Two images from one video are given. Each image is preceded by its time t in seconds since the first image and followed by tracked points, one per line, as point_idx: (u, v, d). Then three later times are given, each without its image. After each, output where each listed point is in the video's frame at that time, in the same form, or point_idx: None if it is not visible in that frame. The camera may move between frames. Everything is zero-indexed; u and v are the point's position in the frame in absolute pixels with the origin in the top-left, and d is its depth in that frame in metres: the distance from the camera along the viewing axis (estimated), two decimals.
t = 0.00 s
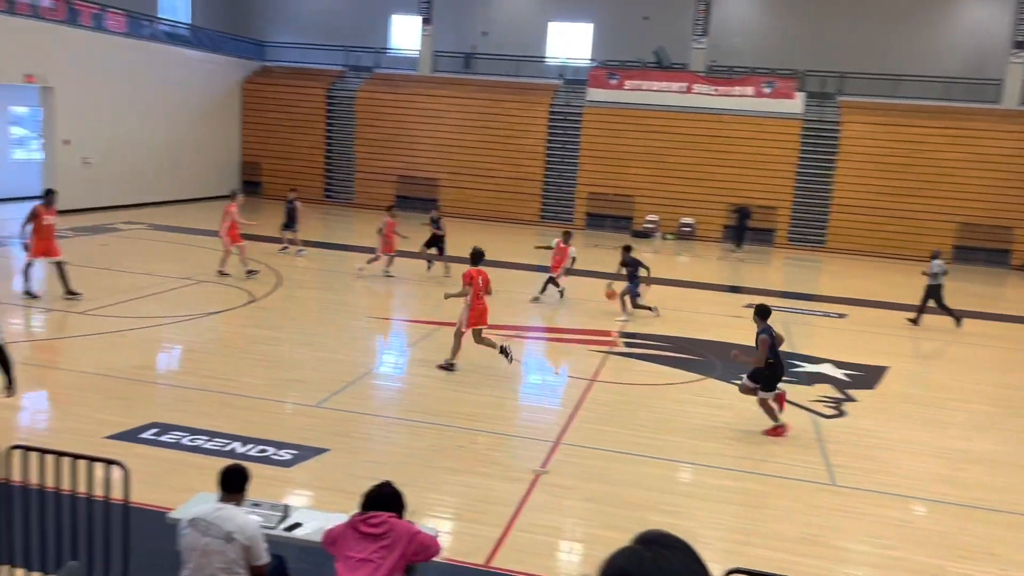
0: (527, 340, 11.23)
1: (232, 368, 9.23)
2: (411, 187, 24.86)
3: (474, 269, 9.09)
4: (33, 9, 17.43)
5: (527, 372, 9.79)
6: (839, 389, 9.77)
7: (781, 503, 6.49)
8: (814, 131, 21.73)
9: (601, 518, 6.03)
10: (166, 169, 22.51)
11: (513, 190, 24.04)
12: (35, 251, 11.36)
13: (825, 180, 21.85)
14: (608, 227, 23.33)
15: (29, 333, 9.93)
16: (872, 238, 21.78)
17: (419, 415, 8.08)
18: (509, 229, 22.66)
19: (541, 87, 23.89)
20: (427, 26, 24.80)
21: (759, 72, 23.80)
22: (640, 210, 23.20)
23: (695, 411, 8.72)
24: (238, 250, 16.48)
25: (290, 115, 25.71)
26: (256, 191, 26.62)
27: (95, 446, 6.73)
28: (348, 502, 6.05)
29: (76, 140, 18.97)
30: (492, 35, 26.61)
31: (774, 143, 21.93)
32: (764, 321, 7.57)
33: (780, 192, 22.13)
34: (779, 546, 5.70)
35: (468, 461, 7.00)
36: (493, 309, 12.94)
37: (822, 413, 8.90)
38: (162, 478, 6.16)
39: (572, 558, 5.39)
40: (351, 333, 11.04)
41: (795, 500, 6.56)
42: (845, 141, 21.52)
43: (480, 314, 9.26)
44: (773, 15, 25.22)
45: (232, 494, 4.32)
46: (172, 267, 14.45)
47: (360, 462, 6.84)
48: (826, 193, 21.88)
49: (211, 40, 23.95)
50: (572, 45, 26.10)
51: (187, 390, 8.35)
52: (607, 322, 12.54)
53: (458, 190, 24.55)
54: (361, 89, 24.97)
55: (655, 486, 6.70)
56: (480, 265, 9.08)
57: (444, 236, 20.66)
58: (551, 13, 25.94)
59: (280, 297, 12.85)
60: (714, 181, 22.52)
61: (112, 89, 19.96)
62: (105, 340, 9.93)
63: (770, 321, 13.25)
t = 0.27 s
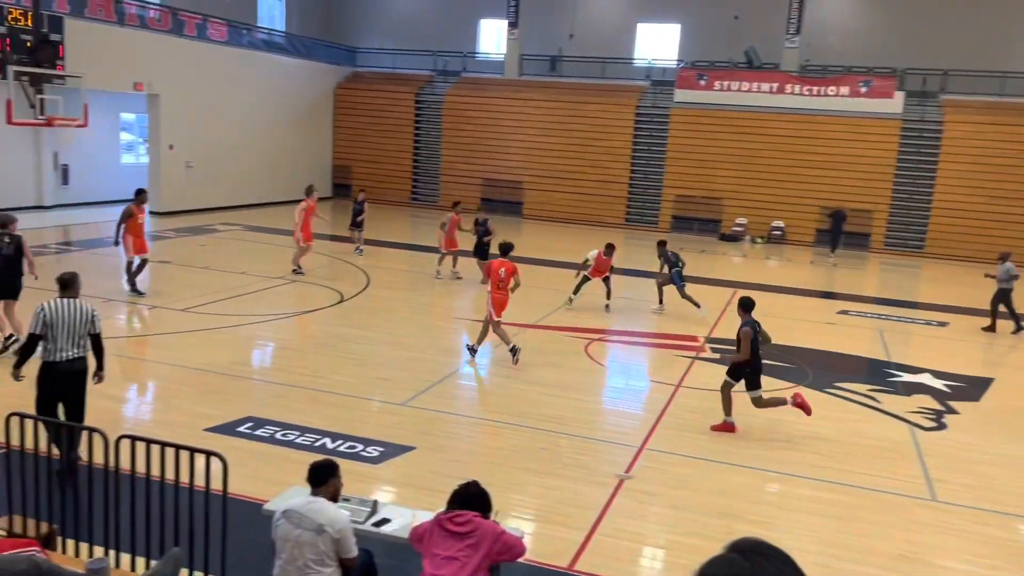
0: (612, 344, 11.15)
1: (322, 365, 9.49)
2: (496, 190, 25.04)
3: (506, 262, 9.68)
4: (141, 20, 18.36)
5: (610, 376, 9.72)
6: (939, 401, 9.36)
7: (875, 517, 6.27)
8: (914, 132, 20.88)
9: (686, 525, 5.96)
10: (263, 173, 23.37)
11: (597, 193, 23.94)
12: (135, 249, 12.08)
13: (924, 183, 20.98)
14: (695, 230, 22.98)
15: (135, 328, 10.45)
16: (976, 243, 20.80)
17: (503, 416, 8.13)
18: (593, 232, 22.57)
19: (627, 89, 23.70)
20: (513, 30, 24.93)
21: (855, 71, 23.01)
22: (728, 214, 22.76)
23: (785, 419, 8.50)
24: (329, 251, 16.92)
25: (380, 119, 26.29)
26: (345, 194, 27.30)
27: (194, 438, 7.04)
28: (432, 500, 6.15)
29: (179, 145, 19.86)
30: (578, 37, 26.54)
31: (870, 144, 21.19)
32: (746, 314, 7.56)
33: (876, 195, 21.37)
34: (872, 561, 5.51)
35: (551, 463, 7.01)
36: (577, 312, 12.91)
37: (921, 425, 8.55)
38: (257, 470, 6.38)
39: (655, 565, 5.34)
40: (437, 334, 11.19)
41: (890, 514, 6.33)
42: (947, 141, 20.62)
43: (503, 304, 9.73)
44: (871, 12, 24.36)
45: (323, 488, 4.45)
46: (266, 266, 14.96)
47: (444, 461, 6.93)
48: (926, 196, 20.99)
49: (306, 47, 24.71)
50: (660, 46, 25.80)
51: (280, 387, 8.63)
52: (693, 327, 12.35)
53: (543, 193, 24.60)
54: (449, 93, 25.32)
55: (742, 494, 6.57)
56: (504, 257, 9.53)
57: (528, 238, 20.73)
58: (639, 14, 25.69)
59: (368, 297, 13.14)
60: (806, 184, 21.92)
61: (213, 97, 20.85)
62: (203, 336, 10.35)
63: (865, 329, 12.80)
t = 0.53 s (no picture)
0: (683, 353, 11.01)
1: (393, 369, 9.63)
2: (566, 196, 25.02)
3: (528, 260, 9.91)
4: (224, 31, 19.03)
5: (680, 385, 9.59)
6: None
7: (959, 538, 6.03)
8: (1003, 137, 20.05)
9: (759, 539, 5.83)
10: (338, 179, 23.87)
11: (669, 199, 23.70)
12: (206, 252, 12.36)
13: (1014, 190, 20.13)
14: (769, 237, 22.54)
15: (216, 329, 10.79)
16: None
17: (573, 423, 8.11)
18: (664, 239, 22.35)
19: (701, 94, 23.41)
20: (585, 36, 24.90)
21: (939, 74, 22.25)
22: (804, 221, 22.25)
23: (863, 433, 8.26)
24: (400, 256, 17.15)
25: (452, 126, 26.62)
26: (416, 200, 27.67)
27: (271, 437, 7.22)
28: (501, 505, 6.16)
29: (259, 152, 20.42)
30: (651, 42, 26.35)
31: (955, 149, 20.43)
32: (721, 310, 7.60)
33: (962, 202, 20.60)
34: None
35: (621, 472, 6.95)
36: (648, 320, 12.79)
37: (1009, 443, 8.19)
38: (330, 470, 6.52)
39: None
40: (506, 340, 11.23)
41: (975, 535, 6.08)
42: None
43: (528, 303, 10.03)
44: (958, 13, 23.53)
45: (396, 491, 4.51)
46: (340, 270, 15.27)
47: (513, 466, 6.95)
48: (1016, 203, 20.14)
49: (380, 55, 25.19)
50: (735, 51, 25.42)
51: (353, 389, 8.78)
52: (767, 337, 12.10)
53: (614, 199, 24.48)
54: (521, 100, 25.44)
55: (818, 509, 6.40)
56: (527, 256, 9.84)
57: (598, 244, 20.64)
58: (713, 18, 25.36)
59: (439, 302, 13.28)
60: (887, 190, 21.27)
61: (292, 105, 21.39)
62: (279, 338, 10.61)
63: (949, 342, 12.34)
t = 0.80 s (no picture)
0: (741, 364, 10.87)
1: (449, 376, 9.70)
2: (622, 205, 24.92)
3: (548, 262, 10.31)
4: (288, 43, 19.52)
5: (738, 397, 9.45)
6: None
7: None
8: None
9: (818, 556, 5.71)
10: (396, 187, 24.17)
11: (726, 209, 23.43)
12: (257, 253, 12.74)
13: None
14: (831, 248, 22.12)
15: (277, 333, 11.02)
16: None
17: (629, 434, 8.06)
18: (721, 248, 22.09)
19: (761, 102, 23.10)
20: (643, 44, 24.79)
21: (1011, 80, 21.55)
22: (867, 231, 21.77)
23: (929, 450, 8.02)
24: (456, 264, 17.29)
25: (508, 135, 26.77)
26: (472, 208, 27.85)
27: (329, 441, 7.34)
28: (556, 514, 6.15)
29: (320, 160, 20.82)
30: (710, 50, 26.11)
31: None
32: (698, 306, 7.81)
33: None
34: None
35: (677, 484, 6.89)
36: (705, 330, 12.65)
37: None
38: (387, 476, 6.59)
39: None
40: (561, 348, 11.22)
41: None
42: None
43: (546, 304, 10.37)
44: None
45: (452, 497, 4.54)
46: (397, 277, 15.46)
47: (568, 475, 6.94)
48: None
49: (438, 65, 25.51)
50: (796, 58, 25.05)
51: (409, 395, 8.87)
52: (828, 349, 11.86)
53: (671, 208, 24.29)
54: (577, 109, 25.45)
55: (882, 527, 6.24)
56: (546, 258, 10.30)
57: (654, 253, 20.49)
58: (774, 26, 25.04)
59: (494, 310, 13.34)
60: (954, 199, 20.68)
61: (351, 115, 21.76)
62: (337, 343, 10.79)
63: (1019, 357, 11.93)
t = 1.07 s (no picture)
0: (789, 376, 10.70)
1: (493, 384, 9.72)
2: (667, 214, 24.76)
3: (569, 268, 10.84)
4: (336, 54, 19.86)
5: (786, 409, 9.30)
6: None
7: None
8: None
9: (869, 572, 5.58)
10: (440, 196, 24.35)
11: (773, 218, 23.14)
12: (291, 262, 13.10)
13: None
14: (882, 258, 21.69)
15: (323, 340, 11.17)
16: None
17: (674, 445, 7.98)
18: (768, 258, 21.81)
19: (809, 110, 22.80)
20: (689, 52, 24.65)
21: None
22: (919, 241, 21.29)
23: (986, 466, 7.80)
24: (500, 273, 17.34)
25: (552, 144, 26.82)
26: (516, 216, 27.91)
27: (375, 447, 7.40)
28: (601, 525, 6.11)
29: (366, 170, 21.08)
30: (757, 58, 25.87)
31: None
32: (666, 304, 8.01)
33: None
34: None
35: (723, 496, 6.80)
36: (751, 341, 12.49)
37: None
38: (432, 483, 6.63)
39: None
40: (605, 358, 11.18)
41: None
42: None
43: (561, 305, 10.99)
44: None
45: (497, 507, 4.53)
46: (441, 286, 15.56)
47: (612, 486, 6.90)
48: None
49: (483, 75, 25.69)
50: (846, 65, 24.69)
51: (454, 402, 8.91)
52: (879, 362, 11.63)
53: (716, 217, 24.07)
54: (621, 118, 25.39)
55: (936, 545, 6.08)
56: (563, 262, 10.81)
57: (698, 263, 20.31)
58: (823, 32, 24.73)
59: (537, 319, 13.34)
60: (1010, 209, 20.12)
61: (397, 125, 22.01)
62: (382, 351, 10.89)
63: None
